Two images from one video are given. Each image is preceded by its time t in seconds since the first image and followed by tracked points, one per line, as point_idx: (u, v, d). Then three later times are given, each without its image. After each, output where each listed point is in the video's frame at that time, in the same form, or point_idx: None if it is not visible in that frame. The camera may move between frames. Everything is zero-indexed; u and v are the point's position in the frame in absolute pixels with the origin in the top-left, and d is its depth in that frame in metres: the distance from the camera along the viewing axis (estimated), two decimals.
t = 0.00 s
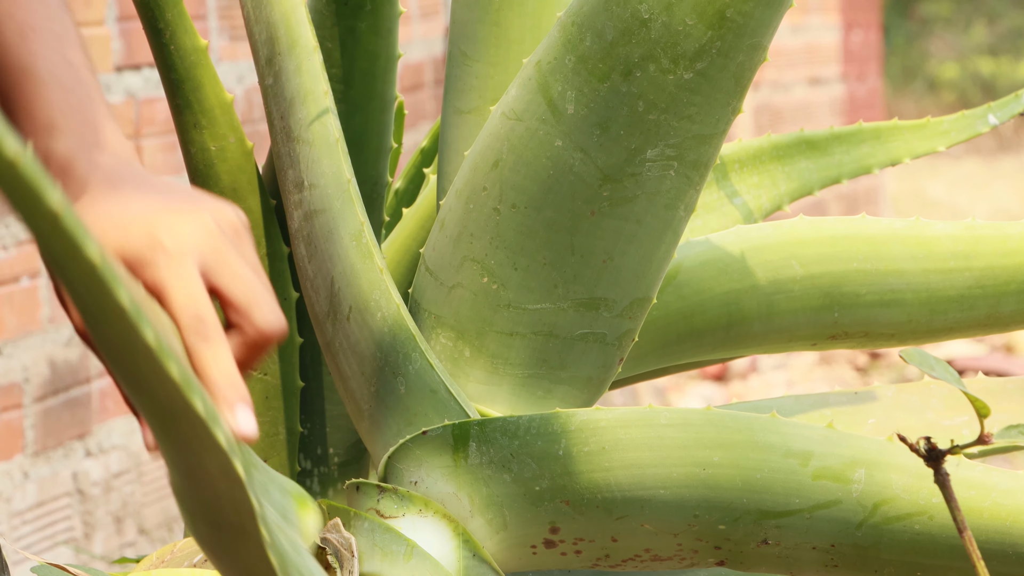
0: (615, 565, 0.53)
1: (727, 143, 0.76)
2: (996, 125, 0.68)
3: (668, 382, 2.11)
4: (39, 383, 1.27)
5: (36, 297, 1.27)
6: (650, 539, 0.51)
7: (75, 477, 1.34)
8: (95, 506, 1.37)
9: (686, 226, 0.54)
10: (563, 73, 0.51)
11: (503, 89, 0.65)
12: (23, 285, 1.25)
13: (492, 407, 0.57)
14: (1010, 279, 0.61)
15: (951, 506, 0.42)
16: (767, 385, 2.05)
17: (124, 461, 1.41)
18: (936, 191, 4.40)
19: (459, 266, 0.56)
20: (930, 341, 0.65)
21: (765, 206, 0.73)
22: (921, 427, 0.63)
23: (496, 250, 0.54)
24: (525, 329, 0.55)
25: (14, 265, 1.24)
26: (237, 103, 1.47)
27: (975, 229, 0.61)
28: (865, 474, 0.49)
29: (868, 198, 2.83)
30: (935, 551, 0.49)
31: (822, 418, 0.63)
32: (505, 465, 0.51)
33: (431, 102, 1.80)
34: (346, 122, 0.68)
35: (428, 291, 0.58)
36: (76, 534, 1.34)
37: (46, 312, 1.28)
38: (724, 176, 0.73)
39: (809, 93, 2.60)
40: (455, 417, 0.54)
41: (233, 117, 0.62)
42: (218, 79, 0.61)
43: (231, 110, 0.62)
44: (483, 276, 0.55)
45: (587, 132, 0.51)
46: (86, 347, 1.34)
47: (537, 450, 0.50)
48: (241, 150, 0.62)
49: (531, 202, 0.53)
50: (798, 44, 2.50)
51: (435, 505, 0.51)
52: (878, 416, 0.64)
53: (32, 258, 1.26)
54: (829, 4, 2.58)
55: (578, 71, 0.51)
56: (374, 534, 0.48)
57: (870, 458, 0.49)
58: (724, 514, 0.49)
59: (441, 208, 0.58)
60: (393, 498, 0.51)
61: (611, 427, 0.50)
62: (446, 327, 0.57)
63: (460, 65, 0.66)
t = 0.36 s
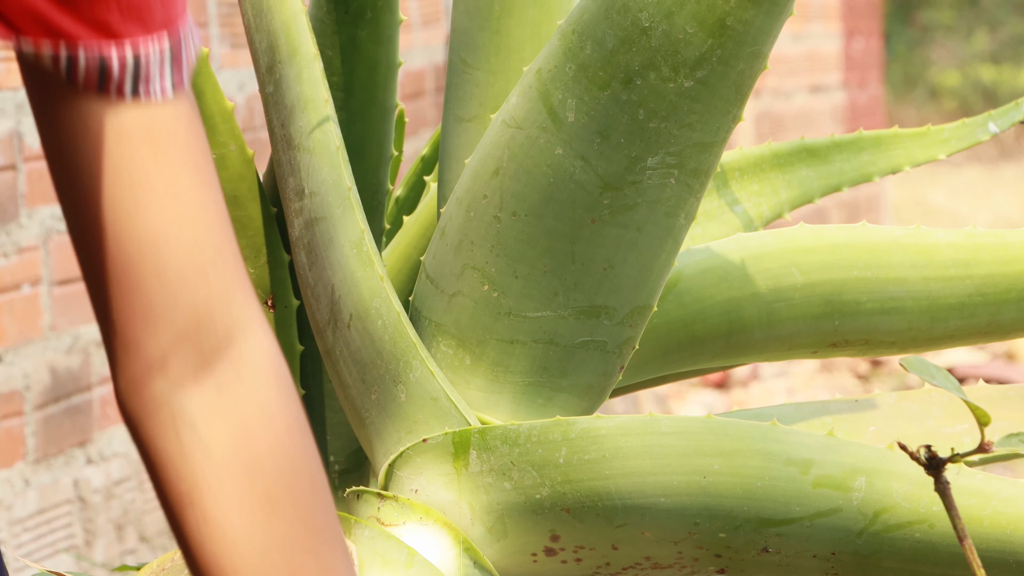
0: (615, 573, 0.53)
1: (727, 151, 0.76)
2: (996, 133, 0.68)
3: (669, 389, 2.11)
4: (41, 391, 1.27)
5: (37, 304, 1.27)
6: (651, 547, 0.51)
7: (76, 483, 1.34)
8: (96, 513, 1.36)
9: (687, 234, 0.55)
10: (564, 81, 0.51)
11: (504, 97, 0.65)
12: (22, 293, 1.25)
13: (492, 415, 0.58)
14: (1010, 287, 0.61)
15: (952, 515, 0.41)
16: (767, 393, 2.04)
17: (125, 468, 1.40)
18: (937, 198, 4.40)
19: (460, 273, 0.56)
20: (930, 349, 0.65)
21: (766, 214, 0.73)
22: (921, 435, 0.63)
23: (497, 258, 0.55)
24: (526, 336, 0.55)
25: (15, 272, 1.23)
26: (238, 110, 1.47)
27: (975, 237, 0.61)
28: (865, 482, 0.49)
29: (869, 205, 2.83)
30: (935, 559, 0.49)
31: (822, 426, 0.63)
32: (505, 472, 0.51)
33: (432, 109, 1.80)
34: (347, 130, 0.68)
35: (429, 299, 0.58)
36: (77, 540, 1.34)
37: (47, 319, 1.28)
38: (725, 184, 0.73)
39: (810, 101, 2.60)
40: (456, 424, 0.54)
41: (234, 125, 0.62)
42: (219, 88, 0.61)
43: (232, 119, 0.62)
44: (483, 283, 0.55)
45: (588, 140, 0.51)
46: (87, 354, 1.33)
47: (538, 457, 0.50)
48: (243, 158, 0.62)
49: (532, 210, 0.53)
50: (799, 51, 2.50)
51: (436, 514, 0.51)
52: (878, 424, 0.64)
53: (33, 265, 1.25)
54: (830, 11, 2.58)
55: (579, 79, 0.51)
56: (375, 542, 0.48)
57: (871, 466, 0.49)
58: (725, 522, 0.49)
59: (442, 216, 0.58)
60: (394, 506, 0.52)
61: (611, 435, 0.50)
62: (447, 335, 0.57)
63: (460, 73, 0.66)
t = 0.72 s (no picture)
0: None
1: (727, 161, 0.77)
2: (995, 143, 0.69)
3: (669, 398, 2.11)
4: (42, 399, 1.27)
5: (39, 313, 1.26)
6: (650, 556, 0.51)
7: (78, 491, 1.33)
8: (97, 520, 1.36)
9: (687, 243, 0.55)
10: (564, 91, 0.52)
11: (505, 107, 0.66)
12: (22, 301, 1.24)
13: (493, 423, 0.58)
14: (1010, 297, 0.61)
15: (950, 524, 0.41)
16: (767, 401, 2.03)
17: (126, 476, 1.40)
18: (937, 208, 4.40)
19: (461, 282, 0.56)
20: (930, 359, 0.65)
21: (766, 224, 0.74)
22: (919, 443, 0.63)
23: (497, 267, 0.55)
24: (527, 345, 0.56)
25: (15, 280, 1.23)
26: (240, 119, 1.48)
27: (975, 248, 0.61)
28: (864, 492, 0.49)
29: (869, 215, 2.84)
30: (934, 569, 0.49)
31: (822, 436, 0.64)
32: (505, 480, 0.51)
33: (433, 118, 1.81)
34: (349, 139, 0.69)
35: (431, 307, 0.58)
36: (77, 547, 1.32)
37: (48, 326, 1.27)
38: (725, 194, 0.74)
39: (810, 111, 2.61)
40: (456, 432, 0.54)
41: (236, 135, 0.62)
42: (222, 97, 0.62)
43: (234, 128, 0.62)
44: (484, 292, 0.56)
45: (588, 150, 0.51)
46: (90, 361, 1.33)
47: (538, 466, 0.50)
48: (244, 167, 0.63)
49: (533, 220, 0.54)
50: (799, 61, 2.51)
51: (437, 521, 0.51)
52: (878, 433, 0.64)
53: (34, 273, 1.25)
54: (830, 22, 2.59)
55: (579, 90, 0.51)
56: (375, 549, 0.49)
57: (870, 475, 0.49)
58: (724, 531, 0.49)
59: (443, 224, 0.59)
60: (395, 514, 0.52)
61: (611, 444, 0.50)
62: (447, 344, 0.58)
63: (461, 82, 0.67)
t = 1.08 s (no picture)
0: None
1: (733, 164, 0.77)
2: (1001, 146, 0.68)
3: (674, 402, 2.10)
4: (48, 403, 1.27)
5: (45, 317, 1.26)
6: (657, 560, 0.51)
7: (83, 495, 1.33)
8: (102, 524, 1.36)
9: (693, 246, 0.55)
10: (570, 95, 0.52)
11: (511, 110, 0.66)
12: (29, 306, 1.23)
13: (499, 427, 0.58)
14: (1016, 301, 0.61)
15: (958, 527, 0.42)
16: (772, 405, 2.02)
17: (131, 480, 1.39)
18: (942, 211, 4.39)
19: (467, 286, 0.56)
20: (936, 361, 0.65)
21: (772, 228, 0.74)
22: (926, 447, 0.63)
23: (503, 270, 0.55)
24: (533, 349, 0.56)
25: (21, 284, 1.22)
26: (245, 124, 1.48)
27: (980, 251, 0.62)
28: (871, 495, 0.49)
29: (873, 218, 2.83)
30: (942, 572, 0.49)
31: (829, 439, 0.64)
32: (512, 484, 0.51)
33: (438, 122, 1.81)
34: (354, 143, 0.69)
35: (436, 311, 0.58)
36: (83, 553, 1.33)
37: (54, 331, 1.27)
38: (730, 198, 0.74)
39: (815, 114, 2.61)
40: (462, 436, 0.54)
41: (242, 139, 0.62)
42: (227, 101, 0.62)
43: (240, 132, 0.63)
44: (490, 296, 0.56)
45: (594, 153, 0.51)
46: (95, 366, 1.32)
47: (544, 469, 0.51)
48: (250, 171, 0.63)
49: (539, 223, 0.54)
50: (804, 65, 2.51)
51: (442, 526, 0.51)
52: (883, 437, 0.64)
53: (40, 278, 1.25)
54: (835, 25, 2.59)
55: (585, 93, 0.51)
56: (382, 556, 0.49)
57: (877, 479, 0.49)
58: (731, 534, 0.49)
59: (449, 228, 0.59)
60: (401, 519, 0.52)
61: (618, 447, 0.50)
62: (453, 348, 0.58)
63: (467, 86, 0.67)
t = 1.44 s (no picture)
0: None
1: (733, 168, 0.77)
2: (1000, 151, 0.69)
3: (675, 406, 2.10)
4: (47, 407, 1.27)
5: (45, 320, 1.26)
6: (656, 563, 0.51)
7: (82, 499, 1.33)
8: (101, 528, 1.36)
9: (693, 250, 0.55)
10: (569, 99, 0.52)
11: (510, 114, 0.66)
12: (29, 309, 1.23)
13: (498, 431, 0.58)
14: (1015, 305, 0.61)
15: (956, 530, 0.42)
16: (771, 409, 2.02)
17: (131, 484, 1.39)
18: (942, 216, 4.39)
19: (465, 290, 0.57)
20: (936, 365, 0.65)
21: (772, 232, 0.74)
22: (926, 451, 0.63)
23: (503, 274, 0.55)
24: (533, 352, 0.56)
25: (20, 288, 1.22)
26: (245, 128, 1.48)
27: (979, 255, 0.62)
28: (870, 498, 0.49)
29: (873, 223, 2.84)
30: None
31: (828, 442, 0.64)
32: (511, 488, 0.51)
33: (439, 127, 1.82)
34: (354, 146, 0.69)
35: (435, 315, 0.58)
36: (83, 557, 1.33)
37: (54, 334, 1.27)
38: (730, 202, 0.74)
39: (815, 119, 2.61)
40: (462, 440, 0.54)
41: (241, 143, 0.62)
42: (227, 105, 0.62)
43: (238, 136, 0.63)
44: (489, 299, 0.56)
45: (594, 157, 0.52)
46: (94, 370, 1.32)
47: (543, 473, 0.51)
48: (249, 174, 0.63)
49: (538, 227, 0.54)
50: (803, 70, 2.51)
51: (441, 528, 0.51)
52: (883, 441, 0.64)
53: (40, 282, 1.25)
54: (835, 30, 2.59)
55: (585, 97, 0.51)
56: (380, 557, 0.49)
57: (876, 482, 0.49)
58: (730, 538, 0.49)
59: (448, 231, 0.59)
60: (401, 521, 0.52)
61: (617, 451, 0.50)
62: (452, 351, 0.58)
63: (466, 90, 0.67)
